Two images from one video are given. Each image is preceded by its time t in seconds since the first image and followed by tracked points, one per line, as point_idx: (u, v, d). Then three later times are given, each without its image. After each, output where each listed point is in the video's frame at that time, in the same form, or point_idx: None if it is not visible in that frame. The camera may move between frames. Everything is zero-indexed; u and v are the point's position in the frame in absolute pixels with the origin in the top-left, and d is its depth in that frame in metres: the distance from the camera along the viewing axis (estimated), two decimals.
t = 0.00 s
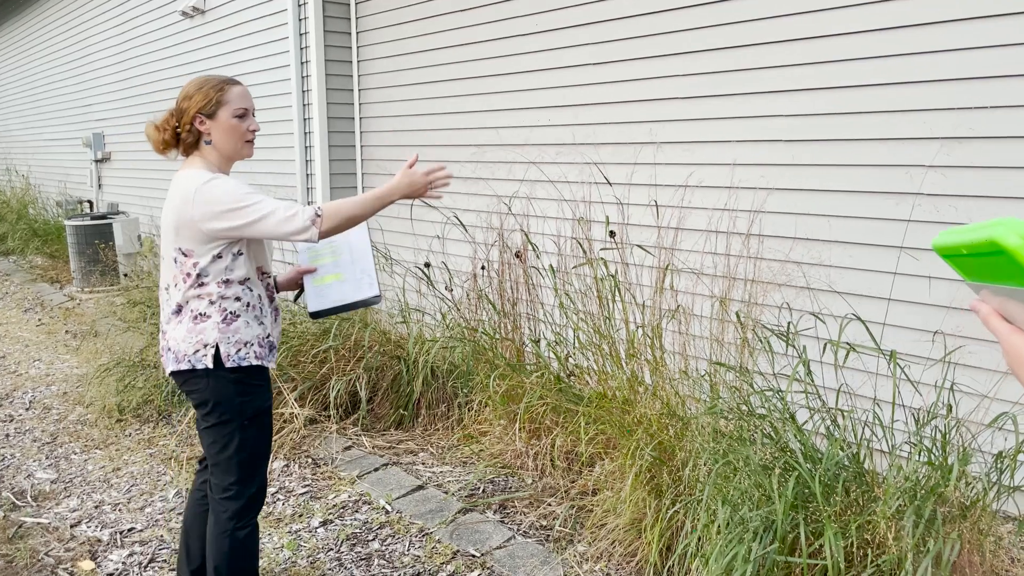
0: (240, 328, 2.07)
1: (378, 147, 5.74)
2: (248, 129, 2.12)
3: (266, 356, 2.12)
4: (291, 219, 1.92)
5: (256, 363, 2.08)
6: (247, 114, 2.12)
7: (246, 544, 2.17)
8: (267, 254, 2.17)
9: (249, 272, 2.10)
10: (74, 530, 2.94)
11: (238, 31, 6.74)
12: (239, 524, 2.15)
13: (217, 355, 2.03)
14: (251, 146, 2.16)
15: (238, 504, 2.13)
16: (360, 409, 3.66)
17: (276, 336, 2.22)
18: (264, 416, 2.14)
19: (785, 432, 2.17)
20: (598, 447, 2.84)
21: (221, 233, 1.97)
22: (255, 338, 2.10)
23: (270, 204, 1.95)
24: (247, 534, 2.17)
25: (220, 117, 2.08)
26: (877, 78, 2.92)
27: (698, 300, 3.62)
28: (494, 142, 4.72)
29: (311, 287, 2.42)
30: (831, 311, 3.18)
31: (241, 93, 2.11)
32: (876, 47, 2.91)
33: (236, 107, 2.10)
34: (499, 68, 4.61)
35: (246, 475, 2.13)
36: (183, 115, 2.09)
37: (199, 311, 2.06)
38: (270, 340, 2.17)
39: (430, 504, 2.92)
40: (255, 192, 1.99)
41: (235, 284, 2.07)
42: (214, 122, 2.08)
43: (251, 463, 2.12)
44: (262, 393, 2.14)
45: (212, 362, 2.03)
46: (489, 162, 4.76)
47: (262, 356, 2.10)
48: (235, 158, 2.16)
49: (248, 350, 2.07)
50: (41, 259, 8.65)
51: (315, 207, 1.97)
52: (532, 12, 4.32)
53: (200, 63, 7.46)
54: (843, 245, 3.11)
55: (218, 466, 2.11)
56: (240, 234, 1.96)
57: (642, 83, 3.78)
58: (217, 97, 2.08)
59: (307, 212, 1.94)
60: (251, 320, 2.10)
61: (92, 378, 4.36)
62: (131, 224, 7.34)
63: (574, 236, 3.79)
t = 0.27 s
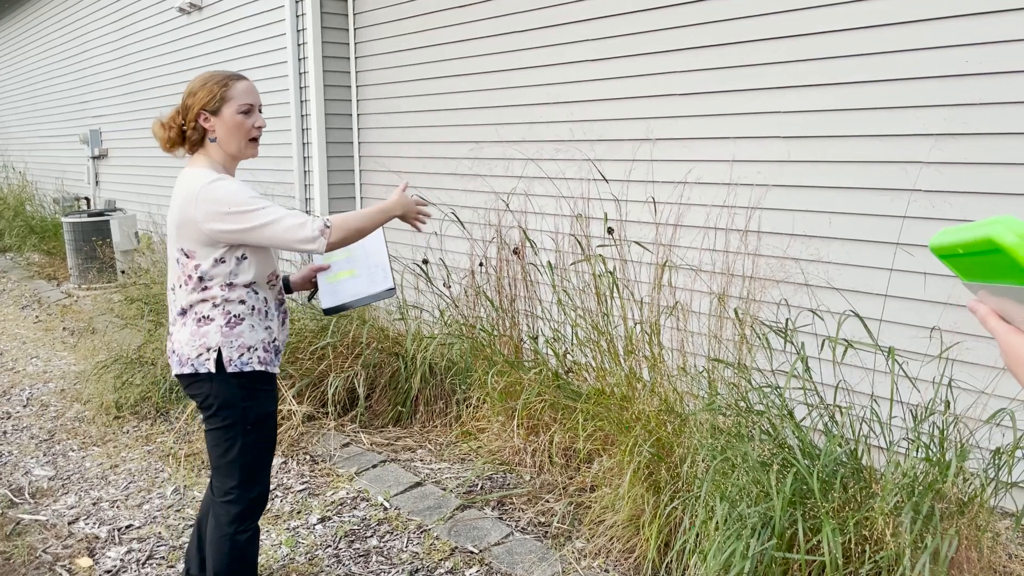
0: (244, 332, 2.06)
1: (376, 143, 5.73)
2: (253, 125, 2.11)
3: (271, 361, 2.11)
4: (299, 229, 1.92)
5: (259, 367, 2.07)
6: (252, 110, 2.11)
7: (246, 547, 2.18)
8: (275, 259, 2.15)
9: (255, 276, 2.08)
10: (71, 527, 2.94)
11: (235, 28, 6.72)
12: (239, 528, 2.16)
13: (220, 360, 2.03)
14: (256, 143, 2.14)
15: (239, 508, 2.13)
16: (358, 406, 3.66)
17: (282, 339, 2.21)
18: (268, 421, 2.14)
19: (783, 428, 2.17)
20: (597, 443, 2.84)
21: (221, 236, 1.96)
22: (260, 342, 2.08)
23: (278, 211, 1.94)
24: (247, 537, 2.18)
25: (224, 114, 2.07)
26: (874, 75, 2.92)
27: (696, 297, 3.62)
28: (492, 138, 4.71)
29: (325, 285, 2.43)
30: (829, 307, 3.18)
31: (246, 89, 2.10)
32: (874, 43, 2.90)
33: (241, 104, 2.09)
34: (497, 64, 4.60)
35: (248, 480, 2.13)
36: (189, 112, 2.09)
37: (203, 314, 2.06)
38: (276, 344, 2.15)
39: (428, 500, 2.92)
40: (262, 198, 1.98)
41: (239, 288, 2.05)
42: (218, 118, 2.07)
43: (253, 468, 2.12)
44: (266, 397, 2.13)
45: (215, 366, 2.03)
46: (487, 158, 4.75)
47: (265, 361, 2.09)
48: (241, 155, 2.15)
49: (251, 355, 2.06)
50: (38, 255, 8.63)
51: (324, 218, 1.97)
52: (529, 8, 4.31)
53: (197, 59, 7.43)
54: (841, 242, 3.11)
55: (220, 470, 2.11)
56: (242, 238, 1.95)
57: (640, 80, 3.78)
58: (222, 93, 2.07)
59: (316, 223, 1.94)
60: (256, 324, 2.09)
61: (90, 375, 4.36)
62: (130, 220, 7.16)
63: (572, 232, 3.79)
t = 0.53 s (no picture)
0: (251, 331, 2.05)
1: (374, 140, 5.72)
2: (254, 118, 2.11)
3: (278, 362, 2.11)
4: (282, 241, 1.88)
5: (267, 368, 2.07)
6: (251, 105, 2.10)
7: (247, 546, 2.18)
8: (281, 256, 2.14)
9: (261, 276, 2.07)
10: (69, 524, 2.93)
11: (232, 24, 6.70)
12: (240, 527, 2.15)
13: (228, 360, 2.02)
14: (257, 137, 2.14)
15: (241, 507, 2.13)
16: (356, 403, 3.66)
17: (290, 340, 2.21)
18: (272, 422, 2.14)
19: (781, 425, 2.17)
20: (595, 440, 2.84)
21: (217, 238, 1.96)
22: (267, 342, 2.08)
23: (264, 220, 1.90)
24: (250, 536, 2.18)
25: (224, 108, 2.07)
26: (872, 71, 2.92)
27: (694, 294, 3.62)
28: (490, 135, 4.71)
29: (334, 278, 2.41)
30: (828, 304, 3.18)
31: (245, 83, 2.10)
32: (871, 40, 2.90)
33: (240, 98, 2.09)
34: (495, 61, 4.60)
35: (250, 480, 2.12)
36: (187, 108, 2.08)
37: (211, 313, 2.05)
38: (285, 344, 2.15)
39: (426, 497, 2.92)
40: (255, 202, 1.95)
41: (245, 288, 2.05)
42: (219, 113, 2.07)
43: (256, 467, 2.12)
44: (272, 398, 2.13)
45: (222, 366, 2.02)
46: (485, 155, 4.75)
47: (272, 361, 2.09)
48: (242, 150, 2.15)
49: (259, 354, 2.06)
50: (35, 253, 8.61)
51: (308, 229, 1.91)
52: (527, 5, 4.31)
53: (194, 56, 7.41)
54: (839, 239, 3.11)
55: (223, 468, 2.10)
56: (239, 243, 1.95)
57: (638, 76, 3.77)
58: (220, 88, 2.06)
59: (297, 236, 1.88)
60: (264, 324, 2.09)
61: (88, 373, 4.35)
62: (127, 217, 7.06)
63: (570, 229, 3.78)
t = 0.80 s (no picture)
0: (258, 331, 2.05)
1: (372, 137, 5.71)
2: (254, 117, 2.11)
3: (285, 362, 2.11)
4: (241, 284, 1.91)
5: (274, 367, 2.08)
6: (252, 102, 2.10)
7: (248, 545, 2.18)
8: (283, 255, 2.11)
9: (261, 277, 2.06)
10: (68, 522, 2.93)
11: (230, 21, 6.69)
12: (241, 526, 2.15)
13: (234, 360, 2.02)
14: (258, 136, 2.14)
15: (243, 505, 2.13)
16: (355, 401, 3.66)
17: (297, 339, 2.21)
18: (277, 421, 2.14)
19: (779, 422, 2.17)
20: (593, 437, 2.85)
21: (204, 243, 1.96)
22: (273, 342, 2.08)
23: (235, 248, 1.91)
24: (253, 535, 2.18)
25: (225, 107, 2.06)
26: (871, 68, 2.92)
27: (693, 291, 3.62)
28: (488, 132, 4.70)
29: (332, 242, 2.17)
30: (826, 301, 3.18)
31: (244, 81, 2.10)
32: (869, 38, 2.90)
33: (240, 97, 2.08)
34: (493, 58, 4.59)
35: (253, 479, 2.12)
36: (187, 106, 2.07)
37: (218, 312, 2.05)
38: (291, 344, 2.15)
39: (424, 494, 2.93)
40: (240, 218, 1.93)
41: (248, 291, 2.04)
42: (219, 112, 2.06)
43: (260, 466, 2.12)
44: (278, 398, 2.13)
45: (228, 366, 2.02)
46: (483, 152, 4.74)
47: (279, 361, 2.09)
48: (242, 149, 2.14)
49: (266, 354, 2.06)
50: (33, 250, 8.59)
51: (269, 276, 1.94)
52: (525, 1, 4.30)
53: (192, 53, 7.40)
54: (838, 236, 3.11)
55: (226, 468, 2.10)
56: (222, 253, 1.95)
57: (637, 73, 3.77)
58: (220, 86, 2.06)
59: (255, 284, 1.91)
60: (269, 325, 2.08)
61: (86, 370, 4.35)
62: (125, 214, 7.27)
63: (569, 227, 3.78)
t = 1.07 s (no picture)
0: (240, 330, 2.04)
1: (370, 134, 5.71)
2: (250, 116, 2.09)
3: (270, 361, 2.09)
4: (211, 286, 1.93)
5: (257, 365, 2.05)
6: (248, 100, 2.09)
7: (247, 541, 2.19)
8: (268, 254, 2.10)
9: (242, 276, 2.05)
10: (66, 519, 2.93)
11: (228, 18, 6.68)
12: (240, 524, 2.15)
13: (216, 358, 2.02)
14: (255, 135, 2.13)
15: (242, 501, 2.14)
16: (353, 398, 3.66)
17: (287, 337, 2.19)
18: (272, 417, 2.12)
19: (777, 419, 2.17)
20: (592, 435, 2.85)
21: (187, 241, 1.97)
22: (256, 340, 2.06)
23: (211, 250, 1.92)
24: (250, 532, 2.17)
25: (221, 106, 2.06)
26: (870, 66, 2.92)
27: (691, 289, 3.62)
28: (486, 130, 4.70)
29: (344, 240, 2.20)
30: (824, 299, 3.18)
31: (241, 79, 2.09)
32: (867, 35, 2.90)
33: (237, 95, 2.07)
34: (491, 55, 4.59)
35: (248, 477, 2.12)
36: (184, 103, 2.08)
37: (201, 311, 2.05)
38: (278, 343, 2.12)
39: (423, 491, 2.93)
40: (222, 218, 1.93)
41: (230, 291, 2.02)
42: (215, 110, 2.06)
43: (256, 462, 2.11)
44: (270, 395, 2.11)
45: (211, 364, 2.02)
46: (481, 150, 4.74)
47: (263, 359, 2.07)
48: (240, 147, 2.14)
49: (249, 352, 2.04)
50: (32, 247, 8.58)
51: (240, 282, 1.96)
52: None
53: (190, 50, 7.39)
54: (836, 233, 3.11)
55: (222, 464, 2.11)
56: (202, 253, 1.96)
57: (636, 71, 3.76)
58: (217, 85, 2.05)
59: (225, 289, 1.93)
60: (252, 323, 2.06)
61: (85, 367, 4.35)
62: (123, 212, 7.40)
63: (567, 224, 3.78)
